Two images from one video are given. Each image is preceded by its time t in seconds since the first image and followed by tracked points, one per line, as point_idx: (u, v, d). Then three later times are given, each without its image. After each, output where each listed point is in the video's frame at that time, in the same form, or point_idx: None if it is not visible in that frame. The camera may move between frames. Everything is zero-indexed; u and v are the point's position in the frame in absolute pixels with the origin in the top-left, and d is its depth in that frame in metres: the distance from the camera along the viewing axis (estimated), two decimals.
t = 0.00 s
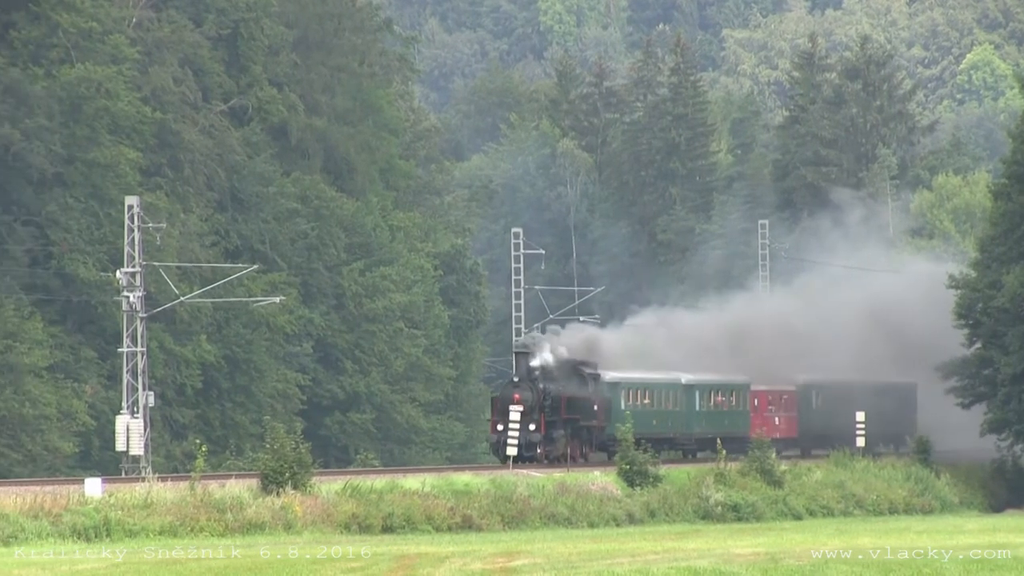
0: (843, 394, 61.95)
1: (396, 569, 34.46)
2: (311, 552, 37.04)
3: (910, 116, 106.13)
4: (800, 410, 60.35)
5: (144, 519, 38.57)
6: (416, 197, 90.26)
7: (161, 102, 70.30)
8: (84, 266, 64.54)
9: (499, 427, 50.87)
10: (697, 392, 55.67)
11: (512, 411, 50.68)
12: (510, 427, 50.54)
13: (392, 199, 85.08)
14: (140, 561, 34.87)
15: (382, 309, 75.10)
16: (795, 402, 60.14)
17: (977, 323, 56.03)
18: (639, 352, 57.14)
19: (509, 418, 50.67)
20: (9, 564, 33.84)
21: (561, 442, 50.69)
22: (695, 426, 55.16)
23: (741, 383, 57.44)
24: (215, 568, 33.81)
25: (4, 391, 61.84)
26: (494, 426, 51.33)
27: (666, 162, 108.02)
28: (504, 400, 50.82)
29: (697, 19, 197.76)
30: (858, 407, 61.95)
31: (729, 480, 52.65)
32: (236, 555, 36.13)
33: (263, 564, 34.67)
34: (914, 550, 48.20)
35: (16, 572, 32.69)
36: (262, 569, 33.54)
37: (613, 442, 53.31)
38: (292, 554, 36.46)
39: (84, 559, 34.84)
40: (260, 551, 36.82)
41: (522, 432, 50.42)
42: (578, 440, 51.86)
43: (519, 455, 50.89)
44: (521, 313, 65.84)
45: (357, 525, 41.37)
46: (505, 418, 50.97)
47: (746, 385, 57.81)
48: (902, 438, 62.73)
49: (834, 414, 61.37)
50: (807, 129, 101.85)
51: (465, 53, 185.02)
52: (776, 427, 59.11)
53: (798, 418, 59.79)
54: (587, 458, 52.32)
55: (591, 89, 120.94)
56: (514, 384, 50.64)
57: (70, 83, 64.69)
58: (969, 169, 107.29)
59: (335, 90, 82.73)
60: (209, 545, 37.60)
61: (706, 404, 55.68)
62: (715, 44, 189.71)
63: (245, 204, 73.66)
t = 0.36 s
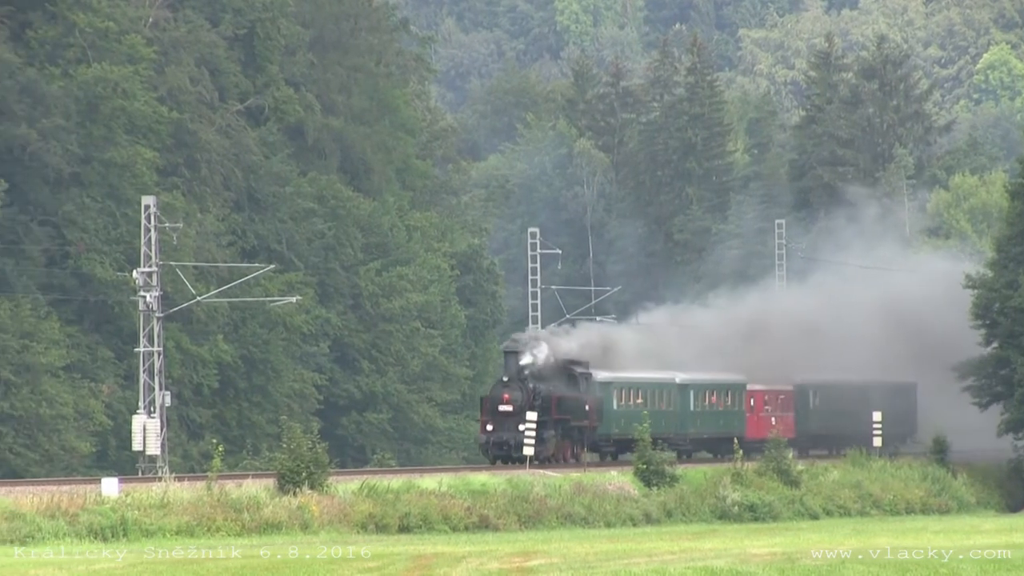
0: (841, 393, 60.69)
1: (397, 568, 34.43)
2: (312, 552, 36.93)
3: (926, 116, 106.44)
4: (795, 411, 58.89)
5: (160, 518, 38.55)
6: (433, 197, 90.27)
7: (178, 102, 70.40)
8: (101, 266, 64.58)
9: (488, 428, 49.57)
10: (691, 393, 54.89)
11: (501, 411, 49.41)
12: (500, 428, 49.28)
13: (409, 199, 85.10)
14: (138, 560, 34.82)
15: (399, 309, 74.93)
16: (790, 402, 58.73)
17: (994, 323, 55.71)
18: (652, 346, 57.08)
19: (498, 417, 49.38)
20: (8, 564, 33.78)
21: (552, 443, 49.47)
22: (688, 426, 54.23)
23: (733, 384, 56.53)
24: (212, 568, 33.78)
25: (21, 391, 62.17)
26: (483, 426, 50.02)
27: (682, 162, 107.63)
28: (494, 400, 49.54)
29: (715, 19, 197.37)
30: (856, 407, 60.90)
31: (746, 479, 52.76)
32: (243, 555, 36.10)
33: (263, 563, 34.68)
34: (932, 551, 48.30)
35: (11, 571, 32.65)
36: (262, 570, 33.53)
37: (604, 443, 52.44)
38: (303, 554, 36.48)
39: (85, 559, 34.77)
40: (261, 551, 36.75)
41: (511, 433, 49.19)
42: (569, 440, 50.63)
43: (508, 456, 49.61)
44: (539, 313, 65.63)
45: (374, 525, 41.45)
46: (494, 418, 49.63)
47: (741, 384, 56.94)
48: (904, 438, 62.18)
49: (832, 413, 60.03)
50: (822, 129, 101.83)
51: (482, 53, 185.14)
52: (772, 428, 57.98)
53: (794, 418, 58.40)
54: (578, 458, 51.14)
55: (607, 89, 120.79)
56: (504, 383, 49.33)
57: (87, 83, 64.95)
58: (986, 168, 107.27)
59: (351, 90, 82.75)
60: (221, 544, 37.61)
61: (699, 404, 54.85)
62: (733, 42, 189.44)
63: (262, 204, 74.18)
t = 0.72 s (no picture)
0: (840, 393, 60.44)
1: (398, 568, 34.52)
2: (313, 552, 37.05)
3: (942, 118, 106.63)
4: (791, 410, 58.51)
5: (180, 517, 38.97)
6: (451, 198, 90.62)
7: (197, 103, 70.80)
8: (121, 266, 64.78)
9: (478, 427, 49.62)
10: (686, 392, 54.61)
11: (492, 411, 49.42)
12: (489, 427, 49.32)
13: (427, 199, 85.44)
14: (139, 560, 34.97)
15: (417, 309, 75.34)
16: (785, 401, 58.40)
17: (1009, 323, 55.67)
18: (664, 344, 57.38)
19: (489, 417, 49.43)
20: (9, 563, 33.92)
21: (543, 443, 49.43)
22: (682, 426, 53.86)
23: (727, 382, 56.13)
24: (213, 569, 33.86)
25: (41, 390, 62.93)
26: (474, 426, 50.05)
27: (699, 162, 107.01)
28: (484, 399, 49.58)
29: (731, 20, 197.40)
30: (854, 407, 60.60)
31: (762, 478, 53.18)
32: (252, 555, 36.30)
33: (263, 563, 34.78)
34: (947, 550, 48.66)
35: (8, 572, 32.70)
36: (264, 570, 33.64)
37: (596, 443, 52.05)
38: (317, 552, 36.82)
39: (84, 559, 34.85)
40: (262, 551, 36.90)
41: (501, 433, 49.21)
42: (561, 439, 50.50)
43: (500, 456, 49.66)
44: (556, 312, 65.92)
45: (392, 523, 41.74)
46: (484, 418, 49.66)
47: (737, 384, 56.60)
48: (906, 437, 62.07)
49: (831, 413, 59.69)
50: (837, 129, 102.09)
51: (499, 54, 185.56)
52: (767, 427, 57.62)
53: (790, 417, 58.03)
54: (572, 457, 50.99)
55: (624, 90, 120.93)
56: (493, 383, 49.33)
57: (107, 84, 65.57)
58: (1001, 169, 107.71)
59: (368, 91, 83.07)
60: (232, 543, 37.87)
61: (694, 404, 54.46)
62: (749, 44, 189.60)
63: (280, 204, 74.73)
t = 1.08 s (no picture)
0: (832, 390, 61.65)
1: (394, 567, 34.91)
2: (311, 552, 37.45)
3: (949, 122, 108.95)
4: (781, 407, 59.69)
5: (209, 510, 40.72)
6: (471, 201, 92.55)
7: (225, 109, 72.90)
8: (151, 267, 66.99)
9: (471, 424, 50.74)
10: (675, 389, 55.68)
11: (483, 407, 50.59)
12: (482, 424, 50.45)
13: (447, 202, 87.39)
14: (136, 560, 35.33)
15: (438, 308, 77.43)
16: (775, 398, 59.39)
17: (1014, 322, 57.09)
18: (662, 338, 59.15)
19: (480, 414, 50.59)
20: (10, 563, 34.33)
21: (533, 439, 50.50)
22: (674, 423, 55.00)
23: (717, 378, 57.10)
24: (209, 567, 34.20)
25: (74, 388, 64.99)
26: (466, 422, 51.17)
27: (713, 166, 109.64)
28: (476, 397, 50.73)
29: (743, 29, 198.93)
30: (846, 403, 61.83)
31: (773, 473, 54.92)
32: (269, 546, 38.10)
33: (260, 563, 35.07)
34: (953, 543, 50.36)
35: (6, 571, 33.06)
36: (263, 570, 33.88)
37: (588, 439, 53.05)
38: (341, 545, 38.57)
39: (81, 559, 35.22)
40: (261, 551, 37.32)
41: (493, 429, 50.35)
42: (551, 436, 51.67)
43: (490, 452, 50.84)
44: (573, 311, 67.63)
45: (414, 517, 43.39)
46: (476, 414, 50.79)
47: (727, 381, 57.62)
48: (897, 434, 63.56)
49: (823, 409, 60.91)
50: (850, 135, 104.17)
51: (518, 61, 187.82)
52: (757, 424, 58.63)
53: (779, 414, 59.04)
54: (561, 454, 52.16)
55: (640, 96, 122.59)
56: (485, 380, 50.47)
57: (137, 91, 67.77)
58: (1008, 172, 109.59)
59: (392, 97, 85.41)
60: (240, 542, 38.68)
61: (685, 401, 55.57)
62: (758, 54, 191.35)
63: (306, 207, 76.54)
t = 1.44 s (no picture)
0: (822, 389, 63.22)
1: (391, 565, 34.96)
2: (311, 552, 37.63)
3: (955, 128, 110.85)
4: (772, 406, 61.33)
5: (236, 505, 42.41)
6: (490, 205, 94.56)
7: (253, 115, 74.96)
8: (180, 269, 69.07)
9: (463, 421, 52.20)
10: (666, 387, 57.56)
11: (475, 405, 52.12)
12: (474, 421, 51.94)
13: (467, 206, 89.38)
14: (136, 559, 35.56)
15: (459, 308, 79.30)
16: (765, 396, 61.06)
17: (1017, 321, 58.75)
18: (659, 338, 61.44)
19: (472, 411, 52.13)
20: (16, 564, 34.57)
21: (524, 436, 51.95)
22: (665, 420, 56.83)
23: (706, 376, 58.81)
24: (211, 565, 34.43)
25: (106, 386, 67.46)
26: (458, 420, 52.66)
27: (725, 171, 110.16)
28: (468, 394, 52.24)
29: (755, 38, 201.14)
30: (836, 402, 63.35)
31: (784, 469, 56.76)
32: (287, 542, 39.43)
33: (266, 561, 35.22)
34: (959, 537, 52.06)
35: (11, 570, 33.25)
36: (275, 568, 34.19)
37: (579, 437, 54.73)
38: (364, 538, 40.40)
39: (83, 559, 35.43)
40: (262, 551, 37.53)
41: (485, 426, 51.83)
42: (543, 434, 53.20)
43: (482, 449, 52.36)
44: (590, 310, 69.49)
45: (436, 511, 45.19)
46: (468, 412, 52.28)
47: (718, 379, 59.13)
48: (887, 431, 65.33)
49: (813, 408, 62.54)
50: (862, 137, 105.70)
51: (536, 69, 190.09)
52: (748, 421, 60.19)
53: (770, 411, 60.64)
54: (553, 451, 53.70)
55: (655, 103, 124.26)
56: (477, 378, 52.00)
57: (167, 97, 69.84)
58: (1012, 176, 111.48)
59: (415, 103, 87.22)
60: (253, 540, 39.58)
61: (675, 399, 57.38)
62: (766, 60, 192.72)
63: (331, 211, 78.86)
